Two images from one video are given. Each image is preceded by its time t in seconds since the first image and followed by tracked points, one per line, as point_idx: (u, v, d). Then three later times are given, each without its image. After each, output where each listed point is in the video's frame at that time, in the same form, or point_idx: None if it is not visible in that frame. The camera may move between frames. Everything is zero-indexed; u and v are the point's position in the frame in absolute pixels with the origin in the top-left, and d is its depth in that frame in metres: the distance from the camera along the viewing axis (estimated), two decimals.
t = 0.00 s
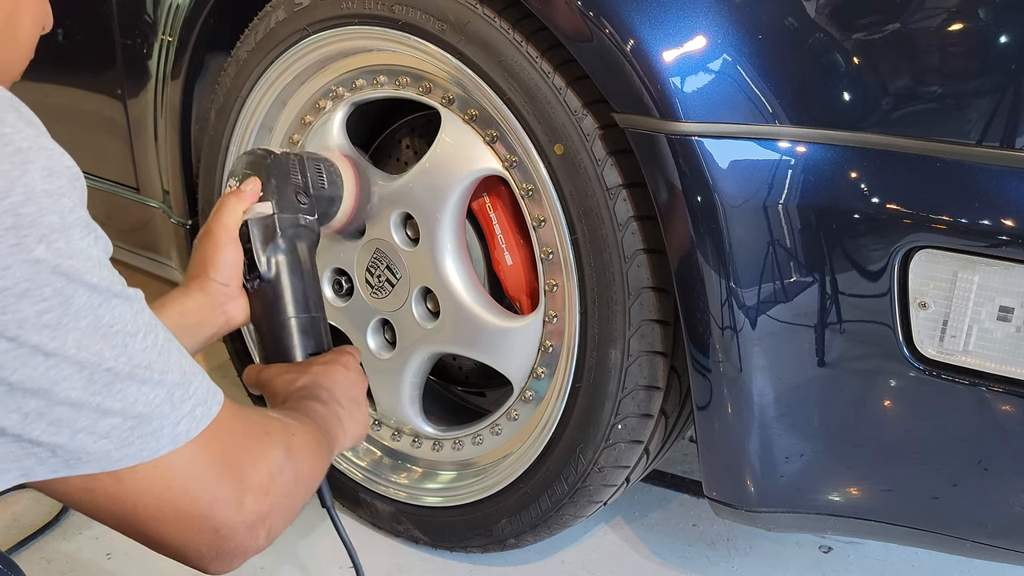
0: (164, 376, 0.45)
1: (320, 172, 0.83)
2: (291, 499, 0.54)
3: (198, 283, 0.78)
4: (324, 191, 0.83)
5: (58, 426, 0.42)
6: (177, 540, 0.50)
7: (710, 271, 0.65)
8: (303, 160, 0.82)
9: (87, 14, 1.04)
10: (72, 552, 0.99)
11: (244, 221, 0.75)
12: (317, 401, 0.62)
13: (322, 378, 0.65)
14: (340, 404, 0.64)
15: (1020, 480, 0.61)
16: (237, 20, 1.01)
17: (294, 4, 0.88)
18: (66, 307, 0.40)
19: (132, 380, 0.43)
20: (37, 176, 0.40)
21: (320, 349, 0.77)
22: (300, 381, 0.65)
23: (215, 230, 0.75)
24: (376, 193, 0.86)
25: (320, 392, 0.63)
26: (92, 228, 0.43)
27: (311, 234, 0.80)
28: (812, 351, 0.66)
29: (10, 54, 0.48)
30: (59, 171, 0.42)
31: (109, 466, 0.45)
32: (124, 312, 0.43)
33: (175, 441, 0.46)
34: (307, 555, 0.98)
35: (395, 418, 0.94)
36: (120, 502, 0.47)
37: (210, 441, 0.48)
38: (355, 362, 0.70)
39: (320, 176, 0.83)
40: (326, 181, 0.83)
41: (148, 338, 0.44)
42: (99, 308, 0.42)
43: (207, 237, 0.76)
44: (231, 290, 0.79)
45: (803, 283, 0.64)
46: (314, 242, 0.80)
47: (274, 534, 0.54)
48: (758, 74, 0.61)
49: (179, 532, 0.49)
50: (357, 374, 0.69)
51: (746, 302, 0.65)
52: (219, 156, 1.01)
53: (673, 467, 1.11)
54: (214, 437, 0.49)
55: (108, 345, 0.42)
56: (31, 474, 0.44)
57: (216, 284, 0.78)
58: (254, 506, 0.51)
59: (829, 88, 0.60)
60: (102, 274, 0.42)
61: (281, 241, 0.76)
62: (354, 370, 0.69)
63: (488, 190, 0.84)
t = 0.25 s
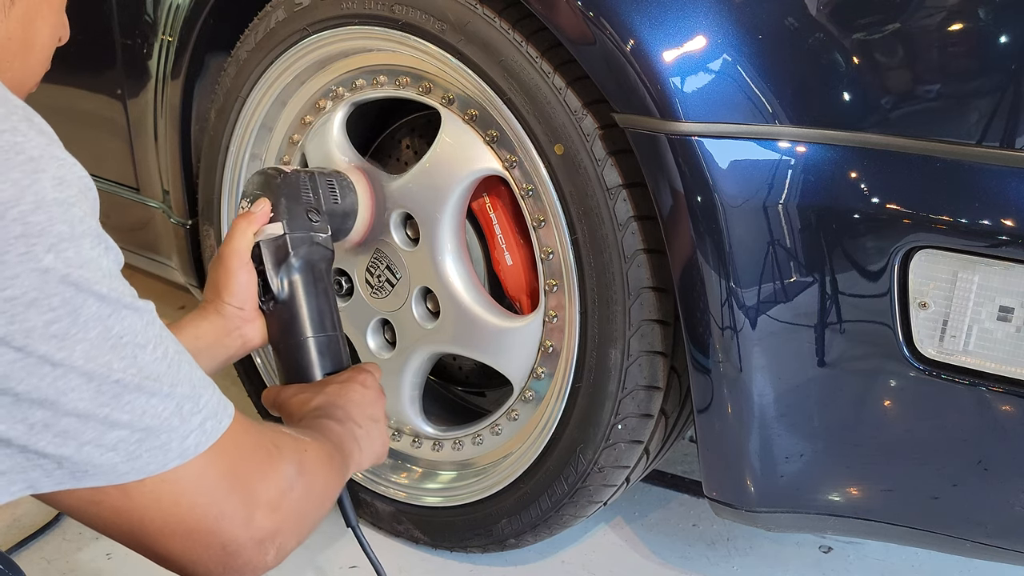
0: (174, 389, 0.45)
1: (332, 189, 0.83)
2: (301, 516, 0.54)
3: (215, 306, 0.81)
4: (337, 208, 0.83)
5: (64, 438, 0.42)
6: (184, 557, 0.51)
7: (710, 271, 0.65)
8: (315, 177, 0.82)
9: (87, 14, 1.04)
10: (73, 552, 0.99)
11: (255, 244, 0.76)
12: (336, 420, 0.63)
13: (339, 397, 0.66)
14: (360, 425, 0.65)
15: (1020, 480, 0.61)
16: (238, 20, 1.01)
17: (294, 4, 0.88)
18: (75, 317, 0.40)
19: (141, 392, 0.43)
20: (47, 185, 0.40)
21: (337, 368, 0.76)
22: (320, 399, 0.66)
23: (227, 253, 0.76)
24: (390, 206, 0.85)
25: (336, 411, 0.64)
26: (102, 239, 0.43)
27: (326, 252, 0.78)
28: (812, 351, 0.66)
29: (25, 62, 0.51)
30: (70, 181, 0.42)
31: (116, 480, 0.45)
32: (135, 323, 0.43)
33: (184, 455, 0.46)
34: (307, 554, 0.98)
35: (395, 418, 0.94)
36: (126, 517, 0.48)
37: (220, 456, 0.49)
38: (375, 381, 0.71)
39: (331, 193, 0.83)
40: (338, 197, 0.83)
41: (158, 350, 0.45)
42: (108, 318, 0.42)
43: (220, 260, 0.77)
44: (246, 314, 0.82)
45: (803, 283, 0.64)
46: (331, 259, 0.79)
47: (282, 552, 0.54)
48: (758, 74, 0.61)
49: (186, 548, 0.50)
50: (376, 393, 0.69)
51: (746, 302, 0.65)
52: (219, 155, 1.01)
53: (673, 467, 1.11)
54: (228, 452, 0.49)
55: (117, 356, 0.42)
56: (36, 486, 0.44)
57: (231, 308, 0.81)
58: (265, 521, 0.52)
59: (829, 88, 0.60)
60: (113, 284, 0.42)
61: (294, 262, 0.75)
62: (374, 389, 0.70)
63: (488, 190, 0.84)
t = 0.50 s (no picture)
0: (178, 397, 0.45)
1: (351, 191, 0.81)
2: (313, 526, 0.53)
3: (233, 312, 0.80)
4: (356, 210, 0.80)
5: (64, 446, 0.42)
6: (191, 568, 0.50)
7: (710, 271, 0.65)
8: (333, 178, 0.80)
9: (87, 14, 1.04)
10: (73, 552, 0.99)
11: (273, 249, 0.75)
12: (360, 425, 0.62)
13: (358, 405, 0.66)
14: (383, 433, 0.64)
15: (1020, 480, 0.61)
16: (237, 19, 1.01)
17: (294, 4, 0.88)
18: (75, 324, 0.40)
19: (144, 400, 0.43)
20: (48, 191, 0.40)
21: (359, 375, 0.75)
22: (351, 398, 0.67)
23: (246, 258, 0.76)
24: (410, 209, 0.83)
25: (354, 420, 0.64)
26: (104, 244, 0.43)
27: (345, 255, 0.77)
28: (812, 351, 0.66)
29: (34, 67, 0.51)
30: (72, 185, 0.42)
31: (118, 488, 0.45)
32: (139, 329, 0.43)
33: (188, 465, 0.46)
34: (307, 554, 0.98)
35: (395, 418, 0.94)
36: (130, 527, 0.47)
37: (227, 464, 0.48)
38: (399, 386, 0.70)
39: (349, 194, 0.80)
40: (358, 199, 0.81)
41: (162, 357, 0.44)
42: (111, 325, 0.42)
43: (239, 265, 0.77)
44: (264, 320, 0.81)
45: (803, 283, 0.64)
46: (350, 263, 0.79)
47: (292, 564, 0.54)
48: (758, 74, 0.61)
49: (194, 559, 0.49)
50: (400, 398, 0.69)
51: (746, 302, 0.65)
52: (219, 155, 1.01)
53: (673, 467, 1.11)
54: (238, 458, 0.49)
55: (119, 362, 0.42)
56: (37, 495, 0.44)
57: (249, 314, 0.80)
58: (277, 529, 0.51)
59: (829, 87, 0.60)
60: (115, 289, 0.42)
61: (313, 267, 0.75)
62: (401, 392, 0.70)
63: (488, 190, 0.84)
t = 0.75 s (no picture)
0: (175, 405, 0.45)
1: (371, 185, 0.79)
2: (313, 535, 0.53)
3: (247, 307, 0.80)
4: (376, 206, 0.79)
5: (56, 456, 0.42)
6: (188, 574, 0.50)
7: (710, 271, 0.65)
8: (356, 173, 0.79)
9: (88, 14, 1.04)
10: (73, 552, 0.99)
11: (291, 246, 0.75)
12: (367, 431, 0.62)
13: (372, 409, 0.66)
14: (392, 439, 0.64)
15: (1020, 480, 0.61)
16: (237, 19, 1.01)
17: (295, 4, 0.88)
18: (68, 332, 0.40)
19: (138, 409, 0.43)
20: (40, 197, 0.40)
21: (372, 376, 0.75)
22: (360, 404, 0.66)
23: (263, 253, 0.76)
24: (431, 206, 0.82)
25: (366, 424, 0.64)
26: (100, 249, 0.43)
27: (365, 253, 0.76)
28: (812, 351, 0.66)
29: (33, 66, 0.51)
30: (66, 189, 0.42)
31: (112, 498, 0.45)
32: (135, 336, 0.43)
33: (184, 474, 0.46)
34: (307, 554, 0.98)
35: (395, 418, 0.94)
36: (126, 536, 0.48)
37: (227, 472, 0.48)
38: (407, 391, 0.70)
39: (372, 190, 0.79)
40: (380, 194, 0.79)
41: (159, 364, 0.44)
42: (105, 332, 0.42)
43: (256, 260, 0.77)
44: (278, 316, 0.82)
45: (803, 283, 0.64)
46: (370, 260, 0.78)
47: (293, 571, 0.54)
48: (758, 74, 0.61)
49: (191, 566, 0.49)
50: (411, 402, 0.69)
51: (746, 302, 0.65)
52: (219, 155, 1.01)
53: (673, 467, 1.11)
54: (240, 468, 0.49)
55: (114, 370, 0.42)
56: (29, 503, 0.44)
57: (263, 310, 0.80)
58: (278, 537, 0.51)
59: (829, 88, 0.60)
60: (110, 296, 0.42)
61: (332, 265, 0.74)
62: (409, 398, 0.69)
63: (488, 190, 0.84)
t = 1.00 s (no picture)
0: (162, 401, 0.45)
1: (395, 159, 0.76)
2: (307, 528, 0.53)
3: (255, 271, 0.77)
4: (399, 179, 0.75)
5: (40, 455, 0.42)
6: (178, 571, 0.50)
7: (710, 271, 0.65)
8: (382, 143, 0.75)
9: (87, 14, 1.04)
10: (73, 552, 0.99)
11: (312, 213, 0.72)
12: (368, 418, 0.61)
13: (376, 393, 0.65)
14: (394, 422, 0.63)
15: (1020, 480, 0.61)
16: (237, 19, 1.01)
17: (295, 4, 0.88)
18: (51, 328, 0.40)
19: (124, 406, 0.43)
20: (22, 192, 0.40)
21: (381, 355, 0.74)
22: (360, 392, 0.66)
23: (280, 216, 0.73)
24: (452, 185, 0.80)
25: (368, 409, 0.63)
26: (84, 243, 0.43)
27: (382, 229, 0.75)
28: (812, 352, 0.66)
29: (20, 53, 0.50)
30: (47, 183, 0.42)
31: (99, 496, 0.44)
32: (120, 331, 0.43)
33: (172, 470, 0.45)
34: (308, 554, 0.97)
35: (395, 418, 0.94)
36: (115, 533, 0.47)
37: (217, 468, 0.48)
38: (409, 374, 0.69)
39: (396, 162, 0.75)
40: (403, 168, 0.76)
41: (145, 360, 0.44)
42: (89, 328, 0.42)
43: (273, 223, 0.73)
44: (285, 283, 0.78)
45: (803, 283, 0.64)
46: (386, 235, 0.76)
47: (288, 567, 0.53)
48: (758, 74, 0.61)
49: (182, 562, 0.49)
50: (417, 386, 0.69)
51: (746, 302, 0.65)
52: (219, 155, 1.01)
53: (673, 467, 1.11)
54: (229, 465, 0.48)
55: (98, 367, 0.42)
56: (14, 502, 0.44)
57: (271, 276, 0.77)
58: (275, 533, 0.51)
59: (829, 88, 0.60)
60: (94, 292, 0.42)
61: (351, 240, 0.72)
62: (416, 379, 0.70)
63: (488, 190, 0.84)
